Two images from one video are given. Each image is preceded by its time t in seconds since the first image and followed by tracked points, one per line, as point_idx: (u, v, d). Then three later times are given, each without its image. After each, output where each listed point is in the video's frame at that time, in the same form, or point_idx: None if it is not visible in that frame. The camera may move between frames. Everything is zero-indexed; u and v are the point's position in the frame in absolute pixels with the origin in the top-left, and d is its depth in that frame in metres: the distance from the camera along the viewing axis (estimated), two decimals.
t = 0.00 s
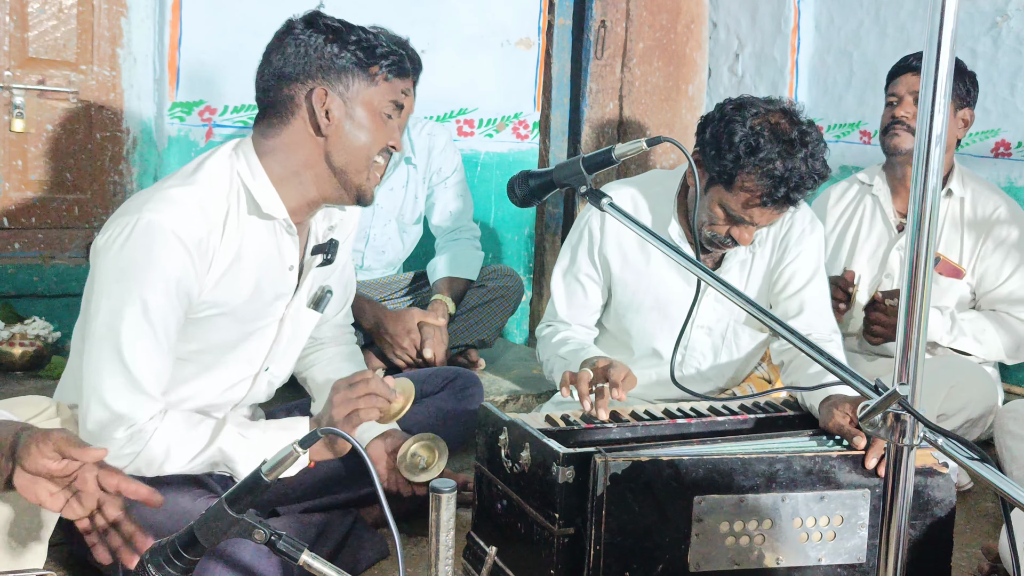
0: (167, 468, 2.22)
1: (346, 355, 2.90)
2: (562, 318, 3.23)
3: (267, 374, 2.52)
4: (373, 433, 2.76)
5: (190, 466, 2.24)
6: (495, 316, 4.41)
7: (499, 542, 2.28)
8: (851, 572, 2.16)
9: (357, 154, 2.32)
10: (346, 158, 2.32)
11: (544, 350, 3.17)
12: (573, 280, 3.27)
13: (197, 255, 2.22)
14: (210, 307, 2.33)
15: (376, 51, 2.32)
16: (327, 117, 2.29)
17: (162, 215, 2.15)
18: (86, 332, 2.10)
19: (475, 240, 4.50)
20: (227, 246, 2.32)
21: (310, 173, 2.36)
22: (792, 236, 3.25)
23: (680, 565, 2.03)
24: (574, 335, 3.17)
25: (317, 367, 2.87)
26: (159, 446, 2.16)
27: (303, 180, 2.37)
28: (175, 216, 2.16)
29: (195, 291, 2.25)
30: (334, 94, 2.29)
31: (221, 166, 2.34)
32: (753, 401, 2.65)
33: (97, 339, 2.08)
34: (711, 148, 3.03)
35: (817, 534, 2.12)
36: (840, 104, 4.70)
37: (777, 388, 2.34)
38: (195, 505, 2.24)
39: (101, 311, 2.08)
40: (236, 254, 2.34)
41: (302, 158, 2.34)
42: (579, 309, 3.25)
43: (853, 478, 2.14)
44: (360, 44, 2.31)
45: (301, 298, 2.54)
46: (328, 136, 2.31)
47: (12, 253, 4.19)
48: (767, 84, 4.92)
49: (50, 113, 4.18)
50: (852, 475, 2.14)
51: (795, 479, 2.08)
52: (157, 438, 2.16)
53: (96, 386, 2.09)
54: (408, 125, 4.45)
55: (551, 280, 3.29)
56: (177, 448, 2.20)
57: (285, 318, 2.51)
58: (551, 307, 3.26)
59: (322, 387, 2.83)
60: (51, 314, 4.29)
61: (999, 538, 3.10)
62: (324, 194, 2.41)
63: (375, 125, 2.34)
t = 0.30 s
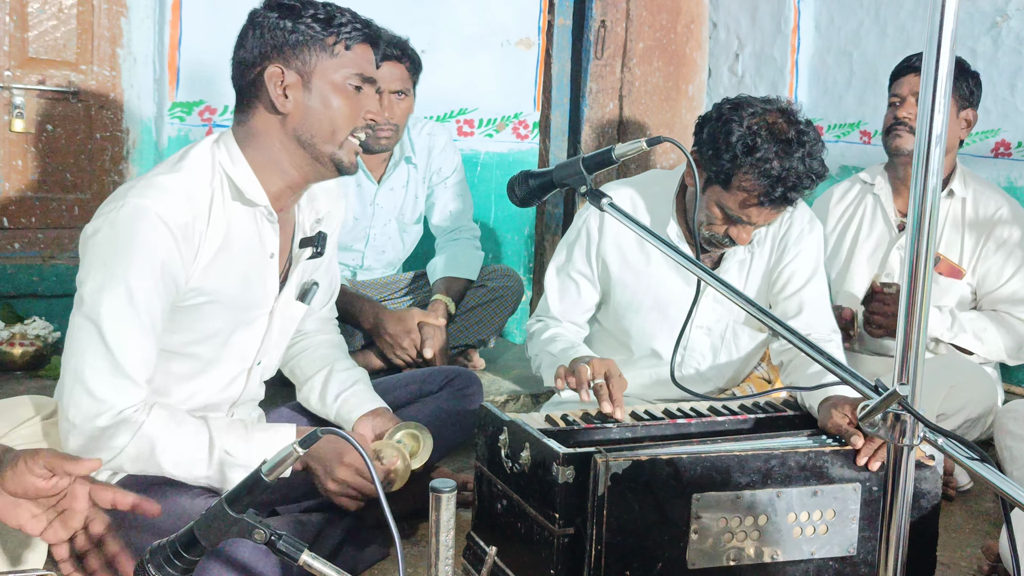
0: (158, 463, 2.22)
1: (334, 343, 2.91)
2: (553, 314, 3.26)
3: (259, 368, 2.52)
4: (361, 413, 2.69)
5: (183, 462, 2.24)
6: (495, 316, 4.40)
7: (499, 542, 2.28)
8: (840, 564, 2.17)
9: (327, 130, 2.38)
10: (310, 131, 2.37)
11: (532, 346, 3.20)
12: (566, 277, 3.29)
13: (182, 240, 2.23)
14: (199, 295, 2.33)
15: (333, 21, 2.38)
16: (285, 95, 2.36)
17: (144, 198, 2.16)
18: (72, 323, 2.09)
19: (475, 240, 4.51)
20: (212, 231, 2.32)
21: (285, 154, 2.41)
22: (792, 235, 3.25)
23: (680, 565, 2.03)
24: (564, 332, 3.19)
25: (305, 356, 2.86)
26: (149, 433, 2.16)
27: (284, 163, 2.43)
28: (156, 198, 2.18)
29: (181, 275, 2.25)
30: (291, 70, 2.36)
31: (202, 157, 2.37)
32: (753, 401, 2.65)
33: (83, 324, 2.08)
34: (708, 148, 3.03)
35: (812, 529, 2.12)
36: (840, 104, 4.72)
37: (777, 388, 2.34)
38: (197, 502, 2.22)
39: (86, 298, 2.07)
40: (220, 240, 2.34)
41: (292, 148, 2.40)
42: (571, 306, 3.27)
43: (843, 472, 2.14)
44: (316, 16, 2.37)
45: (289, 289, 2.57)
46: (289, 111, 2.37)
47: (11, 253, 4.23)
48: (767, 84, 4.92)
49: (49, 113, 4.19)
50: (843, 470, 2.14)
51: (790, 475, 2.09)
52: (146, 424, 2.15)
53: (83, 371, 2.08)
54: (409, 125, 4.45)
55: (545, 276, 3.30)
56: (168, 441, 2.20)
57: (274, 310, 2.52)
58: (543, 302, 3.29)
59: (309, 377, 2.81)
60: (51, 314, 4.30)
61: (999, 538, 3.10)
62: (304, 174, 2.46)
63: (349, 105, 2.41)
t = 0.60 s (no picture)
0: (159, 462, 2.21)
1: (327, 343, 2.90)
2: (553, 314, 3.26)
3: (256, 367, 2.51)
4: (350, 401, 2.70)
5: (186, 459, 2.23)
6: (495, 316, 4.40)
7: (499, 542, 2.28)
8: (851, 573, 2.16)
9: (318, 121, 2.41)
10: (300, 125, 2.39)
11: (532, 347, 3.20)
12: (565, 276, 3.28)
13: (176, 238, 2.22)
14: (194, 294, 2.33)
15: (317, 13, 2.38)
16: (273, 89, 2.37)
17: (138, 196, 2.16)
18: (66, 321, 2.11)
19: (475, 240, 4.50)
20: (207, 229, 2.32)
21: (275, 148, 2.42)
22: (791, 235, 3.25)
23: (680, 566, 2.03)
24: (563, 333, 3.18)
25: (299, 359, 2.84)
26: (150, 432, 2.15)
27: (274, 158, 2.43)
28: (150, 196, 2.17)
29: (176, 273, 2.25)
30: (278, 65, 2.37)
31: (197, 154, 2.36)
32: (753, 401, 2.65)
33: (78, 323, 2.09)
34: (708, 146, 3.04)
35: (817, 535, 2.11)
36: (840, 104, 4.72)
37: (776, 388, 2.34)
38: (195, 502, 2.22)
39: (80, 296, 2.09)
40: (215, 238, 2.34)
41: (284, 144, 2.41)
42: (570, 306, 3.27)
43: (853, 479, 2.14)
44: (300, 8, 2.37)
45: (285, 287, 2.56)
46: (278, 105, 2.38)
47: (12, 253, 4.20)
48: (767, 84, 4.92)
49: (49, 113, 4.19)
50: (853, 476, 2.14)
51: (797, 480, 2.08)
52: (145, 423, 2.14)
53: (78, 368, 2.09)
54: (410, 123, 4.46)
55: (545, 275, 3.30)
56: (168, 439, 2.18)
57: (271, 309, 2.50)
58: (542, 302, 3.29)
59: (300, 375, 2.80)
60: (51, 314, 4.30)
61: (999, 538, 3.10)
62: (295, 167, 2.46)
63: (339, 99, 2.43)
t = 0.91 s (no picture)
0: (156, 457, 2.21)
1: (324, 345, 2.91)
2: (554, 316, 3.25)
3: (254, 369, 2.52)
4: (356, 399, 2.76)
5: (186, 463, 2.26)
6: (495, 316, 4.40)
7: (499, 542, 2.28)
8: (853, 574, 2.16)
9: (318, 125, 2.41)
10: (302, 127, 2.39)
11: (535, 350, 3.20)
12: (565, 277, 3.28)
13: (175, 239, 2.22)
14: (194, 295, 2.33)
15: (322, 15, 2.40)
16: (275, 91, 2.38)
17: (139, 196, 2.16)
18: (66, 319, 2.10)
19: (476, 239, 4.50)
20: (207, 231, 2.32)
21: (276, 148, 2.42)
22: (791, 235, 3.25)
23: (680, 566, 2.03)
24: (565, 336, 3.18)
25: (300, 362, 2.83)
26: (151, 431, 2.16)
27: (276, 160, 2.43)
28: (151, 197, 2.17)
29: (175, 274, 2.25)
30: (281, 66, 2.38)
31: (198, 155, 2.36)
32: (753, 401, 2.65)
33: (77, 322, 2.09)
34: (706, 143, 3.04)
35: (820, 537, 2.11)
36: (840, 104, 4.73)
37: (776, 389, 2.34)
38: (195, 502, 2.22)
39: (79, 294, 2.09)
40: (215, 239, 2.34)
41: (282, 143, 2.41)
42: (570, 307, 3.27)
43: (855, 481, 2.13)
44: (304, 10, 2.38)
45: (284, 292, 2.58)
46: (280, 107, 2.39)
47: (11, 253, 4.23)
48: (767, 82, 4.90)
49: (50, 114, 4.19)
50: (855, 478, 2.13)
51: (799, 481, 2.08)
52: (145, 425, 2.15)
53: (77, 368, 2.09)
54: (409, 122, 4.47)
55: (545, 276, 3.30)
56: (169, 436, 2.20)
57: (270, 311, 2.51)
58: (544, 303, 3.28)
59: (304, 377, 2.79)
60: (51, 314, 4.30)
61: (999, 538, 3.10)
62: (295, 168, 2.46)
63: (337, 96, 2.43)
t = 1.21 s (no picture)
0: (155, 459, 2.23)
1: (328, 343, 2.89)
2: (556, 316, 3.25)
3: (253, 370, 2.53)
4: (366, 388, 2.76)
5: (181, 461, 2.25)
6: (495, 316, 4.40)
7: (499, 542, 2.28)
8: (846, 569, 2.16)
9: (319, 122, 2.41)
10: (301, 126, 2.39)
11: (538, 348, 3.18)
12: (567, 277, 3.28)
13: (174, 240, 2.22)
14: (193, 296, 2.33)
15: (313, 11, 2.40)
16: (271, 90, 2.38)
17: (139, 198, 2.16)
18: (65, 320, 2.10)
19: (477, 239, 4.50)
20: (206, 232, 2.32)
21: (275, 148, 2.42)
22: (791, 235, 3.25)
23: (680, 565, 2.03)
24: (568, 334, 3.18)
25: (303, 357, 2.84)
26: (146, 426, 2.16)
27: (276, 158, 2.43)
28: (150, 199, 2.17)
29: (174, 275, 2.24)
30: (276, 67, 2.38)
31: (198, 156, 2.36)
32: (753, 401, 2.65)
33: (76, 323, 2.09)
34: (709, 143, 3.03)
35: (817, 532, 2.12)
36: (840, 104, 4.73)
37: (777, 388, 2.34)
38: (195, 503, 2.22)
39: (78, 295, 2.08)
40: (214, 241, 2.33)
41: (283, 143, 2.41)
42: (572, 307, 3.27)
43: (848, 476, 2.13)
44: (296, 8, 2.38)
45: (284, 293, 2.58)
46: (279, 108, 2.39)
47: (11, 253, 4.22)
48: (767, 83, 4.91)
49: (49, 114, 4.19)
50: (848, 473, 2.13)
51: (794, 477, 2.08)
52: (142, 419, 2.15)
53: (76, 369, 2.08)
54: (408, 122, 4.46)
55: (545, 277, 3.30)
56: (164, 438, 2.20)
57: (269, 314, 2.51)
58: (545, 303, 3.28)
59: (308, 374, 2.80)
60: (51, 314, 4.30)
61: (999, 538, 3.10)
62: (296, 167, 2.46)
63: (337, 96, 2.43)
